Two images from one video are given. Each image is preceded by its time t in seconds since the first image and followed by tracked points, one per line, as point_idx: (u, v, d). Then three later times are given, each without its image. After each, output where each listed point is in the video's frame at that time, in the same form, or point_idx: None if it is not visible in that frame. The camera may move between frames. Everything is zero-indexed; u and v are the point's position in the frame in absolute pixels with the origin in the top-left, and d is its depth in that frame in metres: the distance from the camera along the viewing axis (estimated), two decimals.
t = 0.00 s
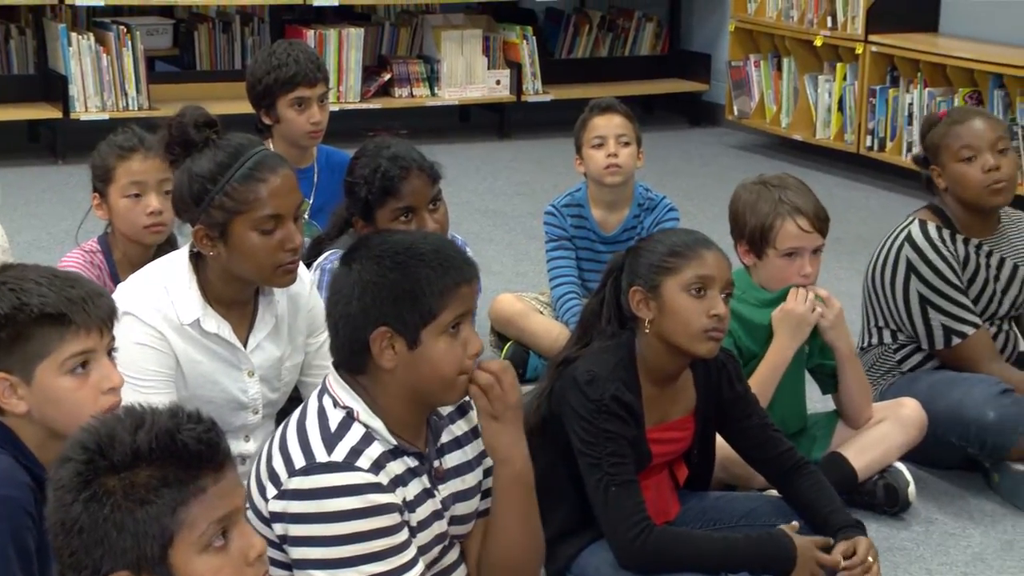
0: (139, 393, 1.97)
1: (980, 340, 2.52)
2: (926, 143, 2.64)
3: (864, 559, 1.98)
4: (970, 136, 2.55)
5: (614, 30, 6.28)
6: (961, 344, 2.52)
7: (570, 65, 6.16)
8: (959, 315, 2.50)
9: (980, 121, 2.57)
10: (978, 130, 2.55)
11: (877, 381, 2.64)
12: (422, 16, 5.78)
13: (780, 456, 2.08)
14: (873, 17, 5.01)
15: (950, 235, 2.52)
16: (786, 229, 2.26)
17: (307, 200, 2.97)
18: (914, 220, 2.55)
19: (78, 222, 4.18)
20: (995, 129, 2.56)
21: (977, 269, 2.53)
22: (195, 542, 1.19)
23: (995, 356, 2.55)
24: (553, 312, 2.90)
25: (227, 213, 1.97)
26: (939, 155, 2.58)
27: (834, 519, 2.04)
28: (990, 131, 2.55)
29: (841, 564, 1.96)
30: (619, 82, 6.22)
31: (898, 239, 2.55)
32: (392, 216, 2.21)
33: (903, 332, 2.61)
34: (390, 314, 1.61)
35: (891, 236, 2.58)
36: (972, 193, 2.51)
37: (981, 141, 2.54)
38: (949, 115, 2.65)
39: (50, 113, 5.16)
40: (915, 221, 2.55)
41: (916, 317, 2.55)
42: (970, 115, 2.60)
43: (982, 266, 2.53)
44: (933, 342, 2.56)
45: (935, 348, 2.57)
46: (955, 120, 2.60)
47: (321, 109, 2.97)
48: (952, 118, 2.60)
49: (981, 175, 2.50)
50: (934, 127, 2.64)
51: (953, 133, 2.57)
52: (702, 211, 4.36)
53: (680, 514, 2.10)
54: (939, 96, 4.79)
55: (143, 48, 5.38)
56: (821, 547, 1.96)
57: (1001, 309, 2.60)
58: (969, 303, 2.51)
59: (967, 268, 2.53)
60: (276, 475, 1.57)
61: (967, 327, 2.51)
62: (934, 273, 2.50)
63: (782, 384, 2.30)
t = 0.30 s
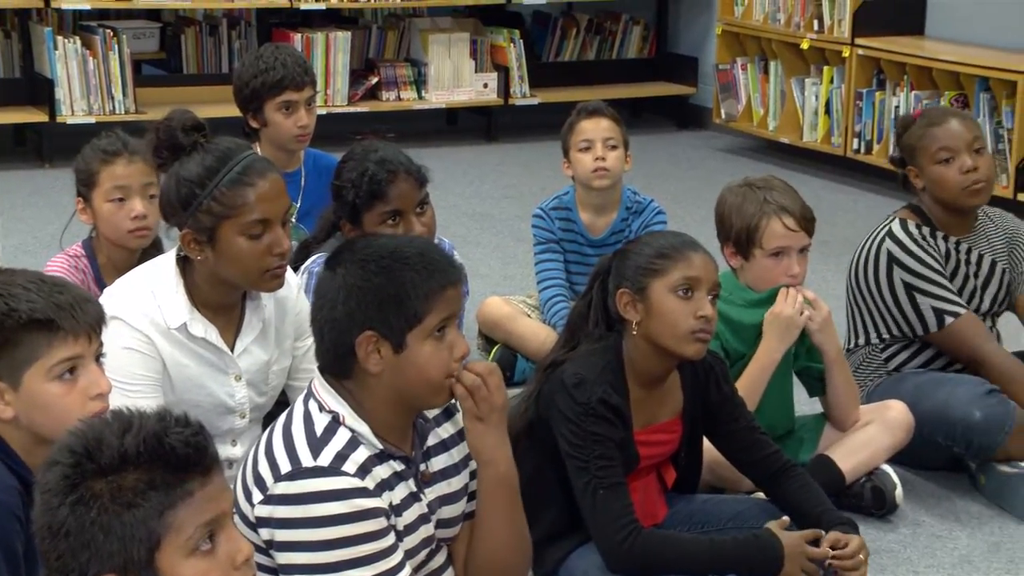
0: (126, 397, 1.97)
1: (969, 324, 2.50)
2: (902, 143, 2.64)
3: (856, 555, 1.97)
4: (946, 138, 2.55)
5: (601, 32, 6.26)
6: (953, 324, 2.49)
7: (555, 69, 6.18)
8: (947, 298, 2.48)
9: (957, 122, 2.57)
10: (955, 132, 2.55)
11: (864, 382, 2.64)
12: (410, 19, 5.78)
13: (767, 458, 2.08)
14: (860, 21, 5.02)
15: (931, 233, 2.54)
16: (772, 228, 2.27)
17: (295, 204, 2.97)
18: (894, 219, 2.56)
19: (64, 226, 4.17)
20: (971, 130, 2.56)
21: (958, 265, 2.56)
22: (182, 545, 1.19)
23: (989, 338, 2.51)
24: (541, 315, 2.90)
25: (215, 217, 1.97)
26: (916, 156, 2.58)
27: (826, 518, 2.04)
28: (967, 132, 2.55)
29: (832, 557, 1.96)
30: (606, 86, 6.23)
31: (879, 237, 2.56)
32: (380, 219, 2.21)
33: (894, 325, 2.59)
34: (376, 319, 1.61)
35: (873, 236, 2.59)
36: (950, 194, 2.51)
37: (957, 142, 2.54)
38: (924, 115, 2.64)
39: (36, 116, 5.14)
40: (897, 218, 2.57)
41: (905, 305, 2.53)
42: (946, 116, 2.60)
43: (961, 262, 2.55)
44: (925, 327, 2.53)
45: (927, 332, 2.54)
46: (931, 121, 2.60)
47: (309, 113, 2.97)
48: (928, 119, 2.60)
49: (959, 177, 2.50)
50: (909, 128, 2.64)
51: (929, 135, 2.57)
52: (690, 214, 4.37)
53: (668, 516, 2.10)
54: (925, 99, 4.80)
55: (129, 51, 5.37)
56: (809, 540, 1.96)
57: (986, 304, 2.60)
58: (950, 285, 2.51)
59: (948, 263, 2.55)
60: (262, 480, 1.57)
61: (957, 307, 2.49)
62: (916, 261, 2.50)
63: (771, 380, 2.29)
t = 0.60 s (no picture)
0: (112, 401, 1.96)
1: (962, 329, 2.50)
2: (884, 155, 2.64)
3: (842, 558, 1.97)
4: (926, 141, 2.55)
5: (588, 35, 6.25)
6: (948, 330, 2.49)
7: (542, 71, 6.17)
8: (941, 303, 2.48)
9: (937, 125, 2.58)
10: (936, 135, 2.56)
11: (853, 385, 2.65)
12: (397, 22, 5.78)
13: (754, 461, 2.08)
14: (846, 23, 5.03)
15: (924, 240, 2.54)
16: (761, 235, 2.27)
17: (281, 206, 2.97)
18: (888, 226, 2.56)
19: (48, 229, 4.16)
20: (951, 132, 2.57)
21: (951, 272, 2.56)
22: (168, 549, 1.18)
23: (982, 341, 2.52)
24: (528, 317, 2.90)
25: (201, 220, 1.96)
26: (900, 164, 2.58)
27: (812, 521, 2.04)
28: (947, 133, 2.56)
29: (818, 560, 1.96)
30: (593, 88, 6.23)
31: (872, 242, 2.57)
32: (367, 222, 2.21)
33: (888, 332, 2.59)
34: (362, 321, 1.61)
35: (865, 241, 2.59)
36: (939, 197, 2.51)
37: (937, 143, 2.54)
38: (902, 125, 2.65)
39: (21, 119, 5.14)
40: (889, 225, 2.57)
41: (898, 311, 2.52)
42: (923, 121, 2.61)
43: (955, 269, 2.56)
44: (919, 333, 2.53)
45: (921, 338, 2.53)
46: (909, 128, 2.61)
47: (295, 115, 2.97)
48: (905, 127, 2.61)
49: (946, 177, 2.50)
50: (889, 139, 2.64)
51: (909, 141, 2.57)
52: (677, 216, 4.37)
53: (656, 519, 2.10)
54: (911, 101, 4.80)
55: (115, 53, 5.37)
56: (795, 542, 1.96)
57: (980, 308, 2.61)
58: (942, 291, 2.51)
59: (940, 270, 2.55)
60: (248, 483, 1.57)
61: (951, 313, 2.49)
62: (910, 268, 2.50)
63: (759, 380, 2.29)
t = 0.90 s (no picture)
0: (98, 405, 1.96)
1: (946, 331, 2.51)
2: (868, 162, 2.65)
3: (828, 558, 1.98)
4: (909, 145, 2.56)
5: (574, 38, 6.27)
6: (935, 331, 2.49)
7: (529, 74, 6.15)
8: (925, 305, 2.49)
9: (920, 130, 2.59)
10: (919, 140, 2.56)
11: (838, 388, 2.65)
12: (382, 25, 5.78)
13: (740, 463, 2.08)
14: (831, 25, 5.04)
15: (907, 243, 2.55)
16: (749, 239, 2.27)
17: (267, 210, 2.96)
18: (871, 229, 2.57)
19: (32, 233, 4.14)
20: (934, 136, 2.58)
21: (934, 275, 2.57)
22: (154, 553, 1.17)
23: (967, 341, 2.53)
24: (514, 320, 2.90)
25: (187, 224, 1.96)
26: (884, 171, 2.59)
27: (796, 523, 2.04)
28: (929, 138, 2.57)
29: (804, 561, 1.96)
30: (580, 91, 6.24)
31: (856, 245, 2.57)
32: (353, 224, 2.20)
33: (872, 336, 2.59)
34: (347, 324, 1.61)
35: (849, 244, 2.60)
36: (923, 201, 2.52)
37: (920, 147, 2.55)
38: (884, 131, 2.66)
39: (5, 122, 5.12)
40: (873, 229, 2.57)
41: (884, 313, 2.52)
42: (906, 127, 2.61)
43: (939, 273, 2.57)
44: (904, 335, 2.53)
45: (905, 340, 2.54)
46: (892, 134, 2.62)
47: (281, 118, 2.97)
48: (887, 133, 2.62)
49: (929, 181, 2.51)
50: (872, 145, 2.65)
51: (892, 146, 2.58)
52: (663, 219, 4.37)
53: (641, 521, 2.10)
54: (896, 104, 4.81)
55: (100, 56, 5.35)
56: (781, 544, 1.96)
57: (965, 309, 2.62)
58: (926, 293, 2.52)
59: (923, 273, 2.56)
60: (234, 488, 1.57)
61: (936, 315, 2.49)
62: (894, 270, 2.51)
63: (745, 382, 2.29)
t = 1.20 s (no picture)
0: (84, 408, 1.95)
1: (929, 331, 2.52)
2: (852, 164, 2.65)
3: (814, 560, 1.98)
4: (893, 149, 2.55)
5: (560, 40, 6.27)
6: (917, 332, 2.50)
7: (516, 76, 6.16)
8: (908, 305, 2.50)
9: (903, 134, 2.58)
10: (902, 143, 2.56)
11: (824, 390, 2.66)
12: (369, 27, 5.78)
13: (727, 465, 2.09)
14: (817, 28, 5.05)
15: (890, 244, 2.56)
16: (734, 241, 2.27)
17: (253, 212, 2.95)
18: (854, 229, 2.58)
19: (17, 236, 4.13)
20: (917, 140, 2.58)
21: (916, 276, 2.58)
22: (140, 557, 1.15)
23: (951, 342, 2.54)
24: (501, 322, 2.90)
25: (172, 227, 1.96)
26: (867, 174, 2.59)
27: (783, 524, 2.05)
28: (912, 141, 2.57)
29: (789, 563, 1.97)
30: (567, 93, 6.24)
31: (841, 246, 2.58)
32: (340, 227, 2.20)
33: (857, 337, 2.59)
34: (333, 326, 1.61)
35: (834, 245, 2.60)
36: (906, 206, 2.52)
37: (903, 152, 2.54)
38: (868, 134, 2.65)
39: None
40: (856, 229, 2.59)
41: (868, 314, 2.53)
42: (889, 129, 2.61)
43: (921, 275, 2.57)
44: (887, 335, 2.54)
45: (889, 340, 2.54)
46: (875, 137, 2.61)
47: (267, 121, 2.96)
48: (871, 136, 2.61)
49: (912, 186, 2.50)
50: (857, 148, 2.64)
51: (876, 150, 2.58)
52: (650, 221, 4.38)
53: (628, 523, 2.10)
54: (882, 106, 4.82)
55: (86, 59, 5.34)
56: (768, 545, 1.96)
57: (949, 308, 2.62)
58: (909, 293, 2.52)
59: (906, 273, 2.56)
60: (220, 491, 1.57)
61: (919, 315, 2.50)
62: (878, 270, 2.52)
63: (731, 385, 2.30)
